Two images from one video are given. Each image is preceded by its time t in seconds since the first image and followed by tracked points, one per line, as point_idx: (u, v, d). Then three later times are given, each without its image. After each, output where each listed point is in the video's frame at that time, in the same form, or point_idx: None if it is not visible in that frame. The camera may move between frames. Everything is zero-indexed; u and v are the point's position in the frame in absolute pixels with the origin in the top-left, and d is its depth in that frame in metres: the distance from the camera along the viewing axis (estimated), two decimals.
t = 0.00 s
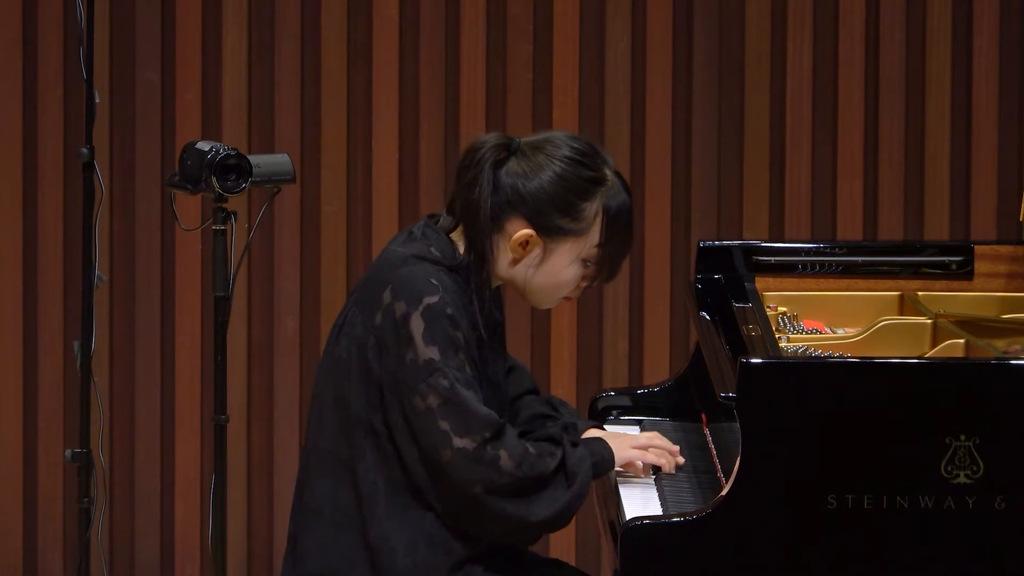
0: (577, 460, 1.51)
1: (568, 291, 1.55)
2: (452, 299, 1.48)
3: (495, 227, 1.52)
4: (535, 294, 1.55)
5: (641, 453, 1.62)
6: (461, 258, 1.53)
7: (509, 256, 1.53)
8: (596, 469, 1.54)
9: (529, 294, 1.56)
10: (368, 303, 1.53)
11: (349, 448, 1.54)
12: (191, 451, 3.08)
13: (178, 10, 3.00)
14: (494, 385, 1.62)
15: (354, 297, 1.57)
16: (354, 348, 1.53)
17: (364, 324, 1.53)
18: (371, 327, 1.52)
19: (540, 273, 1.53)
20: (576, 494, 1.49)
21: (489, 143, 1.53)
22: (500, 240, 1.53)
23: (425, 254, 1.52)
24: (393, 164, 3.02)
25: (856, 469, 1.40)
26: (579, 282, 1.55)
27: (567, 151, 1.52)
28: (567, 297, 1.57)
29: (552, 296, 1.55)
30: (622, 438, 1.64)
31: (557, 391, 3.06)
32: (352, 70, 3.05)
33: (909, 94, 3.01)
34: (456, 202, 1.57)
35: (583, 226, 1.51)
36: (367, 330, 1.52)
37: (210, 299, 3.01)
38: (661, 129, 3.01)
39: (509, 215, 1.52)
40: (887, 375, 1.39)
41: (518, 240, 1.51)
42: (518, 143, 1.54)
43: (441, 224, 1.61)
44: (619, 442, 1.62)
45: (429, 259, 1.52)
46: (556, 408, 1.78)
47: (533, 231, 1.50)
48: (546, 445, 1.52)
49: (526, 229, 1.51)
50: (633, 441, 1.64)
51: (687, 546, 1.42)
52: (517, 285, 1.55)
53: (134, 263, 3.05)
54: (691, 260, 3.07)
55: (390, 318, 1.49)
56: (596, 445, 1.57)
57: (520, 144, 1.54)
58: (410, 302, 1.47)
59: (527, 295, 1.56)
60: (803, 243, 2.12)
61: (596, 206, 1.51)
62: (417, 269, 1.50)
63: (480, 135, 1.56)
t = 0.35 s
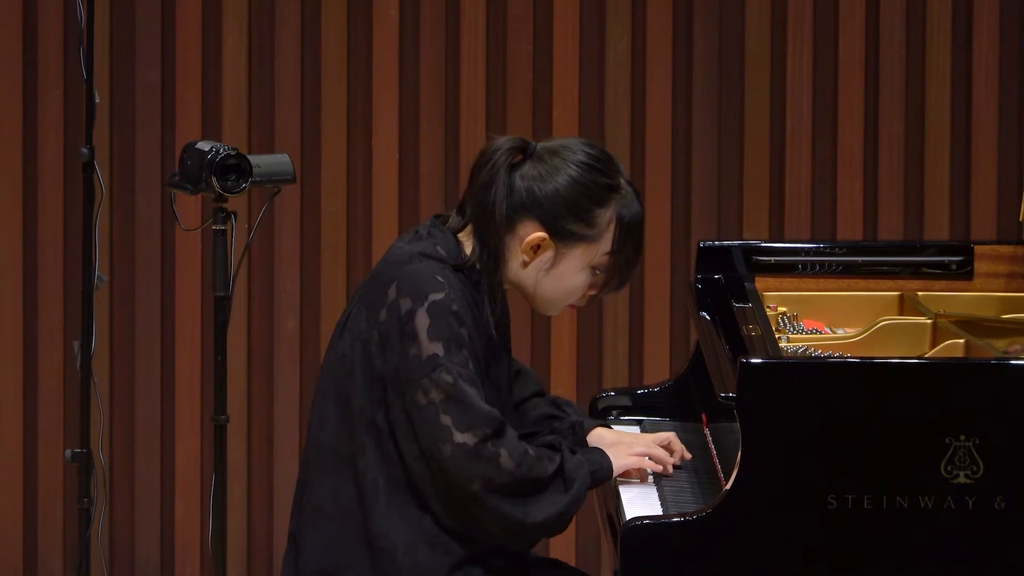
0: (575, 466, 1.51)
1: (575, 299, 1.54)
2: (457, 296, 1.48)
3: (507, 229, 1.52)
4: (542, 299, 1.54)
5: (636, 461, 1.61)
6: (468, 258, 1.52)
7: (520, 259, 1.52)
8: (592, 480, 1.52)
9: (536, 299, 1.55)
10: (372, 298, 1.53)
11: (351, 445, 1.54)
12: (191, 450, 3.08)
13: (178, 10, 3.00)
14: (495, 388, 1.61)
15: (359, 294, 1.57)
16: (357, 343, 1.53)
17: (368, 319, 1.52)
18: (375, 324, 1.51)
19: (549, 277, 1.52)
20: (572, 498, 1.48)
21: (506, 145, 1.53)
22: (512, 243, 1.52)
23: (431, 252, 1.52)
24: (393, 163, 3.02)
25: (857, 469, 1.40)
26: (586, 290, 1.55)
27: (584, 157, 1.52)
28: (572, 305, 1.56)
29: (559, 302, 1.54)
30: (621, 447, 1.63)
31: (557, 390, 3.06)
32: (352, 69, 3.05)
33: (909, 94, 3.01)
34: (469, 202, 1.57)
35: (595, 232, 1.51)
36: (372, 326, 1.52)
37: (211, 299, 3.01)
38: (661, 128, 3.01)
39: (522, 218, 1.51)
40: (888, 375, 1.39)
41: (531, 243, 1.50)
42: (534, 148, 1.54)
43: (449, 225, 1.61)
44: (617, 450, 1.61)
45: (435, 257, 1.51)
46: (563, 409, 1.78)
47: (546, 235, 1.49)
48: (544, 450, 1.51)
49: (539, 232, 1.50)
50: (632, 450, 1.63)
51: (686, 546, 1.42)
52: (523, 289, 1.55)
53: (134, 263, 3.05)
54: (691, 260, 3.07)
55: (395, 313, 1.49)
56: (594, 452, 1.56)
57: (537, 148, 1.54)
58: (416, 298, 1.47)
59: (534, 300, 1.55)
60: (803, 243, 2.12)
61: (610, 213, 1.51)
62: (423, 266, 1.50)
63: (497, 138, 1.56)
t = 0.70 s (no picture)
0: (575, 463, 1.50)
1: (578, 304, 1.53)
2: (461, 292, 1.48)
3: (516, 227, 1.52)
4: (546, 302, 1.53)
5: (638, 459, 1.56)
6: (473, 256, 1.53)
7: (528, 256, 1.52)
8: (592, 479, 1.50)
9: (540, 301, 1.54)
10: (376, 296, 1.53)
11: (354, 442, 1.54)
12: (191, 450, 3.08)
13: (178, 10, 3.00)
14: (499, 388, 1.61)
15: (364, 292, 1.58)
16: (361, 340, 1.53)
17: (371, 316, 1.53)
18: (379, 320, 1.52)
19: (556, 276, 1.51)
20: (571, 497, 1.46)
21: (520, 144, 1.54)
22: (521, 241, 1.51)
23: (436, 250, 1.53)
24: (393, 164, 3.02)
25: (857, 470, 1.40)
26: (591, 295, 1.54)
27: (597, 159, 1.52)
28: (575, 311, 1.55)
29: (564, 305, 1.53)
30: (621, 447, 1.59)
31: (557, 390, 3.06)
32: (352, 69, 3.05)
33: (909, 95, 3.01)
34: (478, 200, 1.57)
35: (605, 234, 1.50)
36: (375, 322, 1.52)
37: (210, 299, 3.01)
38: (661, 127, 3.01)
39: (532, 217, 1.51)
40: (888, 376, 1.39)
41: (540, 241, 1.50)
42: (547, 149, 1.55)
43: (456, 224, 1.61)
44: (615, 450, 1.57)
45: (439, 255, 1.52)
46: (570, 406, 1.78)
47: (556, 232, 1.49)
48: (545, 448, 1.50)
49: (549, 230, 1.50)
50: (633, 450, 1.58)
51: (686, 545, 1.42)
52: (527, 291, 1.54)
53: (135, 263, 3.05)
54: (691, 260, 3.06)
55: (398, 310, 1.49)
56: (593, 451, 1.54)
57: (550, 150, 1.55)
58: (419, 295, 1.47)
59: (538, 301, 1.54)
60: (803, 243, 2.12)
61: (621, 216, 1.51)
62: (427, 263, 1.50)
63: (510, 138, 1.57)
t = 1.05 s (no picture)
0: (580, 460, 1.49)
1: (583, 308, 1.52)
2: (467, 288, 1.48)
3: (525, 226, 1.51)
4: (550, 304, 1.52)
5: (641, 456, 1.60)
6: (478, 254, 1.53)
7: (536, 255, 1.51)
8: (596, 476, 1.50)
9: (544, 302, 1.52)
10: (381, 291, 1.53)
11: (356, 438, 1.54)
12: (191, 450, 3.08)
13: (178, 10, 3.00)
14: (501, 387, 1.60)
15: (368, 289, 1.57)
16: (364, 335, 1.53)
17: (376, 312, 1.53)
18: (383, 316, 1.52)
19: (563, 276, 1.51)
20: (576, 491, 1.46)
21: (533, 146, 1.54)
22: (529, 240, 1.50)
23: (442, 248, 1.53)
24: (393, 164, 3.02)
25: (857, 470, 1.40)
26: (596, 301, 1.53)
27: (610, 164, 1.52)
28: (578, 317, 1.54)
29: (568, 309, 1.52)
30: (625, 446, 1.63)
31: (557, 390, 3.06)
32: (351, 69, 3.05)
33: (908, 95, 3.01)
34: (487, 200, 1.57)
35: (614, 238, 1.50)
36: (379, 318, 1.52)
37: (210, 299, 3.00)
38: (661, 127, 3.01)
39: (542, 217, 1.51)
40: (888, 375, 1.39)
41: (549, 239, 1.49)
42: (560, 153, 1.55)
43: (462, 225, 1.61)
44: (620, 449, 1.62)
45: (444, 253, 1.52)
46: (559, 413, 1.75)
47: (566, 232, 1.48)
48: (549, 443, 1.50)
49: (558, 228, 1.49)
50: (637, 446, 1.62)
51: (687, 545, 1.41)
52: (531, 294, 1.53)
53: (134, 263, 3.05)
54: (691, 260, 3.06)
55: (403, 305, 1.49)
56: (599, 450, 1.54)
57: (562, 154, 1.55)
58: (425, 290, 1.47)
59: (541, 302, 1.52)
60: (803, 243, 2.12)
61: (631, 222, 1.51)
62: (432, 260, 1.50)
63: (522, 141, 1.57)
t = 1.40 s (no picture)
0: (587, 455, 1.49)
1: (590, 307, 1.52)
2: (473, 283, 1.48)
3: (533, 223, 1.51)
4: (558, 301, 1.52)
5: (651, 457, 1.59)
6: (485, 252, 1.53)
7: (545, 252, 1.51)
8: (603, 473, 1.50)
9: (551, 299, 1.52)
10: (386, 288, 1.53)
11: (360, 434, 1.53)
12: (191, 451, 3.08)
13: (178, 10, 3.00)
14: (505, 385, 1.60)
15: (373, 286, 1.57)
16: (369, 331, 1.53)
17: (381, 308, 1.52)
18: (389, 312, 1.51)
19: (571, 272, 1.51)
20: (582, 486, 1.46)
21: (542, 146, 1.55)
22: (538, 236, 1.51)
23: (447, 246, 1.53)
24: (393, 164, 3.02)
25: (857, 469, 1.40)
26: (603, 301, 1.53)
27: (619, 166, 1.53)
28: (584, 318, 1.53)
29: (575, 308, 1.52)
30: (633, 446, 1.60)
31: (558, 390, 3.06)
32: (351, 69, 3.05)
33: (908, 94, 3.01)
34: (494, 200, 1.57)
35: (622, 236, 1.50)
36: (384, 314, 1.52)
37: (210, 299, 3.00)
38: (661, 127, 3.01)
39: (551, 214, 1.51)
40: (889, 375, 1.39)
41: (559, 235, 1.49)
42: (568, 155, 1.56)
43: (468, 226, 1.61)
44: (629, 446, 1.59)
45: (449, 250, 1.52)
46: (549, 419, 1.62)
47: (576, 227, 1.49)
48: (555, 438, 1.49)
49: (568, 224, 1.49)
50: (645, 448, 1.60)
51: (687, 545, 1.41)
52: (538, 292, 1.53)
53: (135, 263, 3.05)
54: (691, 260, 3.06)
55: (409, 301, 1.49)
56: (605, 445, 1.53)
57: (571, 155, 1.56)
58: (431, 285, 1.47)
59: (548, 299, 1.52)
60: (803, 243, 2.12)
61: (639, 221, 1.52)
62: (439, 257, 1.50)
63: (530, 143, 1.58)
